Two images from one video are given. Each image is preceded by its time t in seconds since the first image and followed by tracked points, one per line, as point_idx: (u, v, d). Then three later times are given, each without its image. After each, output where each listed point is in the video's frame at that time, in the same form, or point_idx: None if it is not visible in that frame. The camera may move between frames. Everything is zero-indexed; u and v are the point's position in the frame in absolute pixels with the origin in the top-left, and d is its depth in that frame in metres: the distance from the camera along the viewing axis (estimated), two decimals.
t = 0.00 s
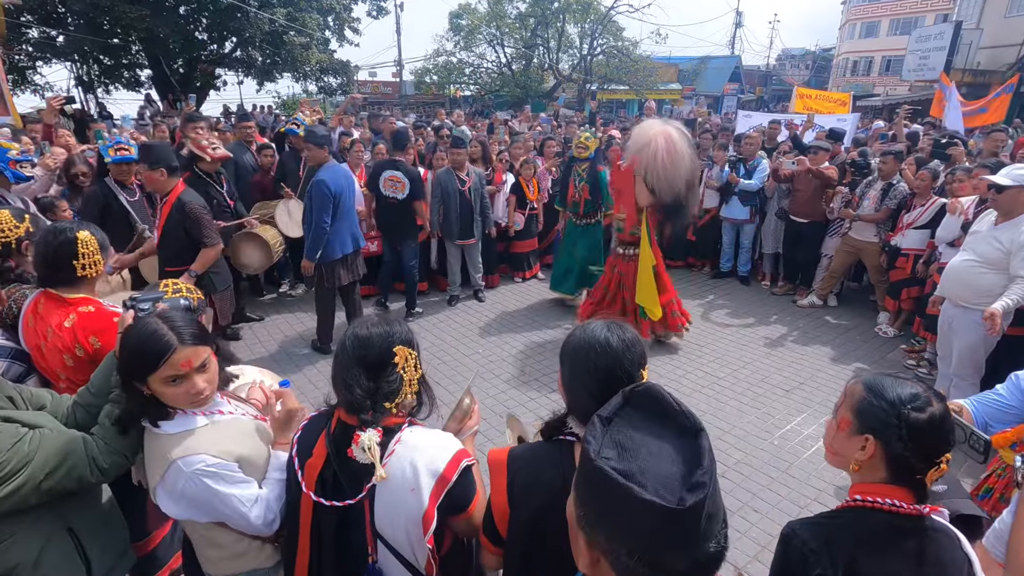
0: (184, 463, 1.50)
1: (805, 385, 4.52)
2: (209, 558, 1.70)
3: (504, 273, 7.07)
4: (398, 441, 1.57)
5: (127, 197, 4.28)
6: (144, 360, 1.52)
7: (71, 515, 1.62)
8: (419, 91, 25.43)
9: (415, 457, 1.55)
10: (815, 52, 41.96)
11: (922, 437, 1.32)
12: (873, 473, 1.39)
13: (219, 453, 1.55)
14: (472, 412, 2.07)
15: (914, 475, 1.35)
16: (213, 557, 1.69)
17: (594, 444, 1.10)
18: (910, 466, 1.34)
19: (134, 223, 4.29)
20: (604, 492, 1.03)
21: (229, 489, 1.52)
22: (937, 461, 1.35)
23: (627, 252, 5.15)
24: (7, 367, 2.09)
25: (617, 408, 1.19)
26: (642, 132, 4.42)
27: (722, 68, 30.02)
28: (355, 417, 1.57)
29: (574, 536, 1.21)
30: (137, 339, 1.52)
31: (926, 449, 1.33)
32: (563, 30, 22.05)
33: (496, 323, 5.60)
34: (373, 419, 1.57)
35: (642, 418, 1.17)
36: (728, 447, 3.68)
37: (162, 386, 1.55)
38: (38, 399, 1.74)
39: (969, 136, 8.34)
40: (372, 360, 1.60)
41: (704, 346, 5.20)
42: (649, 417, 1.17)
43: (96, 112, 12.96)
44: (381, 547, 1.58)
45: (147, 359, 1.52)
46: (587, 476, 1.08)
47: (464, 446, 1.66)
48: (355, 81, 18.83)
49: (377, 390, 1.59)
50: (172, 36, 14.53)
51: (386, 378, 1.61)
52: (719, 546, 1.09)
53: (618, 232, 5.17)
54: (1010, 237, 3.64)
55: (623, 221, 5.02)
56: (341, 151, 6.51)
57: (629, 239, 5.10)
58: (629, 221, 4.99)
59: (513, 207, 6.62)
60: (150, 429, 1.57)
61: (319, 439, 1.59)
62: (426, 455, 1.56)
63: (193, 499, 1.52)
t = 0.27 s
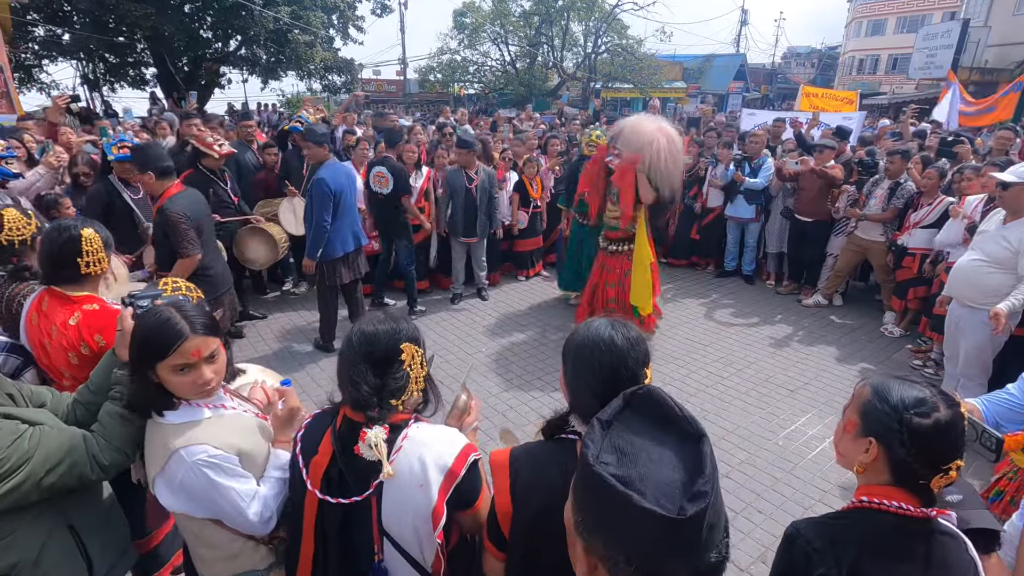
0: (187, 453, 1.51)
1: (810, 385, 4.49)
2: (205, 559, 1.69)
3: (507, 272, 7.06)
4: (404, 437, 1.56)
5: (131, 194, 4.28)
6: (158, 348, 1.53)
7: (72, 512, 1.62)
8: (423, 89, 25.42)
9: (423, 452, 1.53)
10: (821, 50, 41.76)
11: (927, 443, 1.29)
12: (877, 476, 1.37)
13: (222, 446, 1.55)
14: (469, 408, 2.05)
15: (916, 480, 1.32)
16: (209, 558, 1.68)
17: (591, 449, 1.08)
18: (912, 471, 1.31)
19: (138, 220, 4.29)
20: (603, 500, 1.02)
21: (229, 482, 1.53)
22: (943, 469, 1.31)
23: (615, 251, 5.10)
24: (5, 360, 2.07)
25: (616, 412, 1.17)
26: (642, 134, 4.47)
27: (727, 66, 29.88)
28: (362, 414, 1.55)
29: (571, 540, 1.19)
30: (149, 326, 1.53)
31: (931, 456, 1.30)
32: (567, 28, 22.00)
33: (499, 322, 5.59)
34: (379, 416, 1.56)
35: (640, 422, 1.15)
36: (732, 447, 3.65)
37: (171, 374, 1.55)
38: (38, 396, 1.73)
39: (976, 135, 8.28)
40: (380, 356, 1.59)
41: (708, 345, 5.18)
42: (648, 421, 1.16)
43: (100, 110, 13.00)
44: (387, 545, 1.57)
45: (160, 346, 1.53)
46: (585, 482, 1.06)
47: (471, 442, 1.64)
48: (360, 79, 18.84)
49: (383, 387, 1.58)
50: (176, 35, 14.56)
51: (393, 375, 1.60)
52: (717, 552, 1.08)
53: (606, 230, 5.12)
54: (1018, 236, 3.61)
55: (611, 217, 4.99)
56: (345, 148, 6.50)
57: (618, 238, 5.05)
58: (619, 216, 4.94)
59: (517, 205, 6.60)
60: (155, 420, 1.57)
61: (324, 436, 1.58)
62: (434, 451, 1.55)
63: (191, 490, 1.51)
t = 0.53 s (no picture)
0: (194, 445, 1.51)
1: (815, 385, 4.47)
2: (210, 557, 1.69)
3: (511, 270, 7.05)
4: (416, 432, 1.57)
5: (137, 192, 4.29)
6: (170, 342, 1.53)
7: (75, 509, 1.62)
8: (427, 87, 25.39)
9: (435, 447, 1.54)
10: (827, 48, 41.52)
11: (940, 445, 1.27)
12: (889, 477, 1.36)
13: (229, 439, 1.55)
14: (469, 404, 2.05)
15: (929, 483, 1.31)
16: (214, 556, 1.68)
17: (600, 451, 1.08)
18: (925, 474, 1.30)
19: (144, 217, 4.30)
20: (616, 504, 1.00)
21: (234, 475, 1.53)
22: (958, 472, 1.29)
23: (608, 258, 5.07)
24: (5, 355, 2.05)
25: (617, 413, 1.16)
26: (643, 138, 4.43)
27: (733, 64, 29.69)
28: (372, 411, 1.55)
29: (578, 544, 1.19)
30: (161, 318, 1.53)
31: (944, 458, 1.28)
32: (572, 25, 21.93)
33: (503, 320, 5.58)
34: (390, 413, 1.55)
35: (641, 422, 1.14)
36: (737, 447, 3.64)
37: (184, 367, 1.55)
38: (42, 394, 1.75)
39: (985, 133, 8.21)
40: (390, 352, 1.58)
41: (712, 345, 5.16)
42: (650, 420, 1.14)
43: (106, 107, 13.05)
44: (401, 541, 1.58)
45: (172, 339, 1.53)
46: (594, 487, 1.05)
47: (481, 436, 1.64)
48: (364, 77, 18.85)
49: (393, 383, 1.58)
50: (182, 32, 14.59)
51: (402, 371, 1.59)
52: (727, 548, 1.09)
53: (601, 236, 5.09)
54: None
55: (609, 221, 4.94)
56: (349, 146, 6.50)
57: (616, 243, 4.97)
58: (617, 220, 4.89)
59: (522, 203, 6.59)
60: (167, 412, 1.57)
61: (333, 433, 1.58)
62: (446, 445, 1.55)
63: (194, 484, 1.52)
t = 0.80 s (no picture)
0: (199, 444, 1.51)
1: (822, 385, 4.44)
2: (217, 556, 1.69)
3: (515, 269, 7.04)
4: (430, 431, 1.56)
5: (144, 189, 4.29)
6: (180, 338, 1.53)
7: (80, 508, 1.63)
8: (432, 85, 25.39)
9: (449, 445, 1.54)
10: (834, 46, 41.30)
11: (959, 447, 1.26)
12: (907, 480, 1.34)
13: (235, 437, 1.56)
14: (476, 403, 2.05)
15: (949, 487, 1.29)
16: (221, 556, 1.69)
17: (610, 450, 1.06)
18: (946, 478, 1.28)
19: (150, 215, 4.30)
20: (630, 503, 0.99)
21: (239, 473, 1.53)
22: (981, 476, 1.28)
23: (612, 261, 4.88)
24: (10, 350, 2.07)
25: (624, 412, 1.15)
26: (653, 139, 4.30)
27: (739, 62, 29.56)
28: (385, 410, 1.53)
29: (589, 545, 1.18)
30: (170, 315, 1.53)
31: (966, 462, 1.27)
32: (577, 23, 21.88)
33: (508, 319, 5.57)
34: (403, 411, 1.54)
35: (648, 420, 1.13)
36: (744, 447, 3.62)
37: (194, 362, 1.56)
38: (46, 391, 1.76)
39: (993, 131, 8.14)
40: (401, 351, 1.58)
41: (718, 344, 5.13)
42: (658, 417, 1.14)
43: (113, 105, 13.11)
44: (416, 539, 1.56)
45: (181, 336, 1.53)
46: (606, 487, 1.04)
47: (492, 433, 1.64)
48: (369, 75, 18.88)
49: (405, 381, 1.57)
50: (188, 30, 14.64)
51: (414, 369, 1.58)
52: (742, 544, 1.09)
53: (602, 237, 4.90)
54: None
55: (613, 222, 4.76)
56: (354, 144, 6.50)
57: (620, 245, 4.79)
58: (623, 221, 4.72)
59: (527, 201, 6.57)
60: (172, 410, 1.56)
61: (345, 437, 1.56)
62: (461, 443, 1.56)
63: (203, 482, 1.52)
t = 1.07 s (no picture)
0: (192, 433, 1.52)
1: (826, 384, 4.42)
2: (220, 551, 1.69)
3: (518, 267, 7.03)
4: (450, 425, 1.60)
5: (148, 187, 4.28)
6: (197, 332, 1.57)
7: (82, 506, 1.62)
8: (435, 83, 25.40)
9: (471, 437, 1.59)
10: (839, 45, 41.17)
11: (970, 448, 1.24)
12: (917, 483, 1.33)
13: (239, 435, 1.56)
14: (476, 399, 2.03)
15: (959, 490, 1.28)
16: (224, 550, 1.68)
17: (618, 447, 1.05)
18: (956, 479, 1.27)
19: (154, 215, 4.27)
20: (639, 500, 0.99)
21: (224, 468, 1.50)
22: (994, 479, 1.26)
23: (614, 262, 4.65)
24: (12, 349, 2.09)
25: (632, 408, 1.13)
26: (657, 138, 4.11)
27: (744, 60, 29.46)
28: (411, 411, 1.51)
29: (597, 544, 1.17)
30: (187, 308, 1.57)
31: (977, 465, 1.25)
32: (581, 22, 21.85)
33: (512, 318, 5.57)
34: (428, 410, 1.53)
35: (657, 416, 1.12)
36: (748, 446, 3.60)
37: (212, 351, 1.61)
38: (48, 388, 1.76)
39: (999, 130, 8.10)
40: (423, 351, 1.53)
41: (722, 344, 5.11)
42: (666, 413, 1.13)
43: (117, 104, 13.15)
44: (436, 536, 1.57)
45: (196, 330, 1.57)
46: (614, 484, 1.03)
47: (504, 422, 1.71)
48: (373, 73, 18.90)
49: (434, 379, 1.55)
50: (192, 29, 14.68)
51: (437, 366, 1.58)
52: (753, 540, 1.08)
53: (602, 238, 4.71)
54: None
55: (616, 222, 4.54)
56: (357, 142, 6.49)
57: (623, 247, 4.58)
58: (627, 221, 4.51)
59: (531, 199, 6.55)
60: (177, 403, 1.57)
61: (363, 439, 1.50)
62: (480, 435, 1.61)
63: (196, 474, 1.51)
